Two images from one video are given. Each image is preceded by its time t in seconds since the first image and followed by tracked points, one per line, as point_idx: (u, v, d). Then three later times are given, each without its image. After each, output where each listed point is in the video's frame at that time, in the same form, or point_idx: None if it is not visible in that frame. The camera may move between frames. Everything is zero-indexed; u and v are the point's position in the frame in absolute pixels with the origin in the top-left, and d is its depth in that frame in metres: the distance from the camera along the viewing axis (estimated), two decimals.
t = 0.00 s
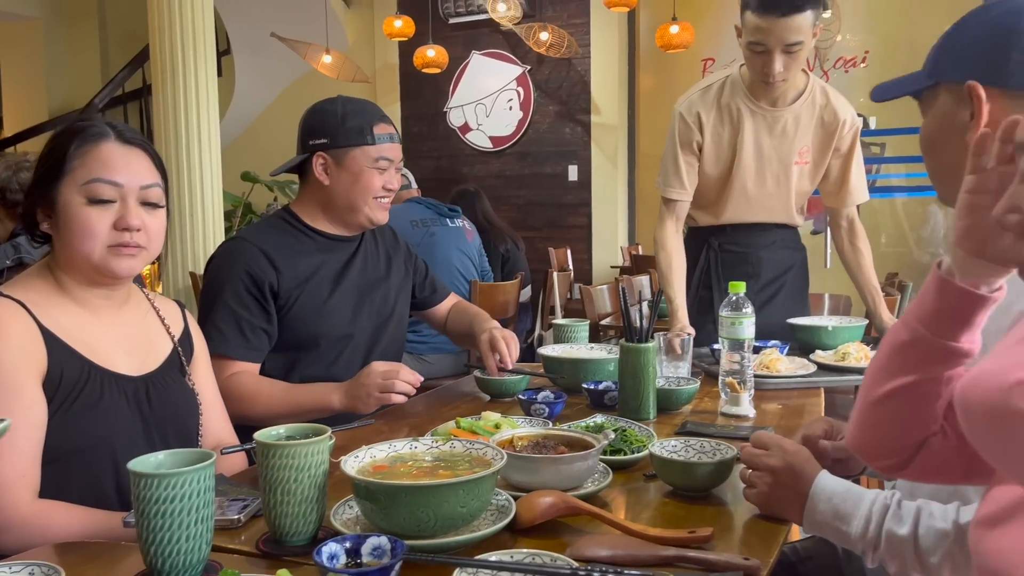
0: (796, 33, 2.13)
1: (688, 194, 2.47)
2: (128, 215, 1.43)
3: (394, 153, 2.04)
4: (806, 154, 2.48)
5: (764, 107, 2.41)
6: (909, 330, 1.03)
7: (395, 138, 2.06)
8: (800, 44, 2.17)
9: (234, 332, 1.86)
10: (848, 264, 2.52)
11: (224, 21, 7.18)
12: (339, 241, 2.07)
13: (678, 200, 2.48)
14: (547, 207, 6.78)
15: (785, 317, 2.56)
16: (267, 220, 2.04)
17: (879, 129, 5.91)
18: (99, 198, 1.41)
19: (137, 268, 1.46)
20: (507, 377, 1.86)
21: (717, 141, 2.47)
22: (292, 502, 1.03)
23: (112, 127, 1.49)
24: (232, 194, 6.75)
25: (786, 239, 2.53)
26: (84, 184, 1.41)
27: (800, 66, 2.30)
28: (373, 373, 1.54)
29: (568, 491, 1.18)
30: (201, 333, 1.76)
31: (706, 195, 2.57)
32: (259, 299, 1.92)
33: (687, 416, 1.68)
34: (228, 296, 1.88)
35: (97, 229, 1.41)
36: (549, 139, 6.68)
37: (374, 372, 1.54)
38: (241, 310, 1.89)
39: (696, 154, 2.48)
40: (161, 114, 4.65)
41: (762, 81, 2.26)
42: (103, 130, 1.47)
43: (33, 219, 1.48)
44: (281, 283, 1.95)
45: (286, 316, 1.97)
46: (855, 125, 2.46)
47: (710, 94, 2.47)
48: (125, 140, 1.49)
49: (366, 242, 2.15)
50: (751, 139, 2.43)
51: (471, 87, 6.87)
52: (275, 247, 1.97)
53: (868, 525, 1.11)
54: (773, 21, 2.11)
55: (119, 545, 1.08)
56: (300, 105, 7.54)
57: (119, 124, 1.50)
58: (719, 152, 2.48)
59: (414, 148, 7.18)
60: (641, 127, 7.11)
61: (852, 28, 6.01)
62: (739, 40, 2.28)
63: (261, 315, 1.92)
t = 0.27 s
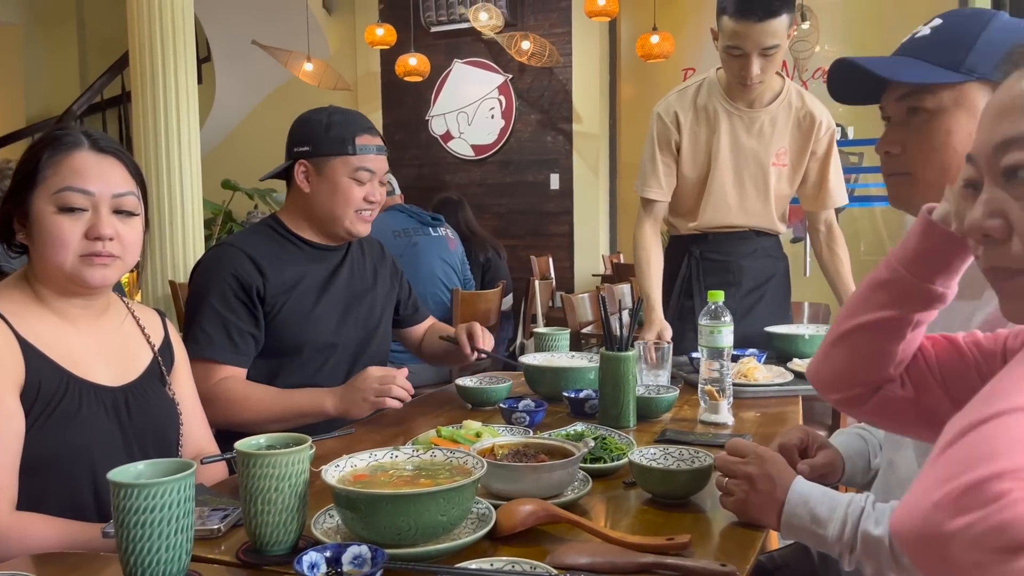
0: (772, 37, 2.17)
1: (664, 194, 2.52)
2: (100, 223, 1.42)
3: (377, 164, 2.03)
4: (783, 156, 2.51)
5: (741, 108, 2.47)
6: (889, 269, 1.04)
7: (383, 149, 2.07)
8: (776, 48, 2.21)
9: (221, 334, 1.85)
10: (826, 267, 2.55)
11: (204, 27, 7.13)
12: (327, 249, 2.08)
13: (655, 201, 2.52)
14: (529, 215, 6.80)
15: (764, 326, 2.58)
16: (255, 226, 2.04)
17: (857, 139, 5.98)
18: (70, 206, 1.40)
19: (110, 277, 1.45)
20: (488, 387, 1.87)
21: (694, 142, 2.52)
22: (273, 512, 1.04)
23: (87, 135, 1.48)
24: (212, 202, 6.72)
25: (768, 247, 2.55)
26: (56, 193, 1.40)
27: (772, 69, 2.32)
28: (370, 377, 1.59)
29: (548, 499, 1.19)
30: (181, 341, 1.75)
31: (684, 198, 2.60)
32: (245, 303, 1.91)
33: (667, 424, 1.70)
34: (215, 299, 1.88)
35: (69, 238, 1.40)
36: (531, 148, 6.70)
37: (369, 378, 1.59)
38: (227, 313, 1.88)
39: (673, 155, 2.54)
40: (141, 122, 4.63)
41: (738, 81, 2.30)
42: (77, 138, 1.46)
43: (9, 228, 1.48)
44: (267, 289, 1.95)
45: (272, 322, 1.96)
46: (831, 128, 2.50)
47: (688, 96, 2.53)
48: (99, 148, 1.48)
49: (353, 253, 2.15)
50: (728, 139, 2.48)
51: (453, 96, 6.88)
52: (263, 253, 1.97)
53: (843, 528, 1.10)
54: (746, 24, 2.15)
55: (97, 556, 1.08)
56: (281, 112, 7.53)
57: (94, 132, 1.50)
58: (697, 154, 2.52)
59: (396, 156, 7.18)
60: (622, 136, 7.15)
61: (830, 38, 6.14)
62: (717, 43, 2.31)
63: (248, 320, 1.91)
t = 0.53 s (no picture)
0: (763, 33, 2.19)
1: (638, 190, 2.60)
2: (78, 231, 1.41)
3: (355, 173, 1.97)
4: (769, 155, 2.54)
5: (728, 105, 2.52)
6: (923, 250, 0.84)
7: (374, 159, 2.02)
8: (766, 44, 2.24)
9: (218, 335, 1.84)
10: (812, 270, 2.63)
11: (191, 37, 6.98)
12: (322, 256, 2.09)
13: (630, 195, 2.61)
14: (515, 222, 6.81)
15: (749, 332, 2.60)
16: (250, 230, 2.04)
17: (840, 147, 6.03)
18: (49, 215, 1.39)
19: (90, 285, 1.44)
20: (474, 393, 1.88)
21: (679, 138, 2.57)
22: (258, 519, 1.04)
23: (70, 143, 1.48)
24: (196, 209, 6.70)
25: (756, 254, 2.56)
26: (35, 202, 1.39)
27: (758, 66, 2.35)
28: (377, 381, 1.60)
29: (532, 505, 1.20)
30: (167, 348, 1.75)
31: (667, 199, 2.65)
32: (242, 305, 1.91)
33: (651, 430, 1.71)
34: (212, 300, 1.87)
35: (48, 246, 1.39)
36: (517, 155, 6.73)
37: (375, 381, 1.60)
38: (224, 314, 1.87)
39: (655, 151, 2.61)
40: (126, 128, 4.61)
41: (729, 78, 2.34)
42: (59, 146, 1.46)
43: None
44: (263, 293, 1.95)
45: (266, 326, 1.96)
46: (816, 129, 2.56)
47: (675, 94, 2.58)
48: (81, 156, 1.48)
49: (347, 260, 2.16)
50: (714, 135, 2.51)
51: (439, 103, 6.90)
52: (258, 257, 1.97)
53: (822, 530, 1.11)
54: (738, 21, 2.17)
55: (81, 565, 1.08)
56: (267, 119, 7.53)
57: (78, 139, 1.50)
58: (682, 154, 2.56)
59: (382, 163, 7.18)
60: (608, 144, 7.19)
61: (813, 46, 6.22)
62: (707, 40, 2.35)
63: (246, 323, 1.90)
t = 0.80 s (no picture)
0: (737, 24, 2.23)
1: (640, 193, 2.56)
2: (55, 238, 1.40)
3: (325, 172, 1.94)
4: (758, 156, 2.55)
5: (716, 107, 2.54)
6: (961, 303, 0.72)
7: (352, 160, 1.98)
8: (740, 37, 2.28)
9: (209, 344, 1.83)
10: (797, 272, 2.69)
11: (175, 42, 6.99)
12: (313, 264, 2.08)
13: (631, 198, 2.57)
14: (501, 227, 6.82)
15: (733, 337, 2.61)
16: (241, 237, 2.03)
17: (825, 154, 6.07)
18: (26, 222, 1.38)
19: (68, 293, 1.44)
20: (458, 399, 1.87)
21: (671, 140, 2.56)
22: (240, 525, 1.04)
23: (48, 149, 1.47)
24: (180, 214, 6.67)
25: (743, 260, 2.58)
26: (12, 209, 1.38)
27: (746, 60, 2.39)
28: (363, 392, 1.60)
29: (515, 510, 1.20)
30: (149, 354, 1.74)
31: (660, 203, 2.63)
32: (232, 314, 1.90)
33: (634, 435, 1.72)
34: (202, 308, 1.86)
35: (24, 254, 1.38)
36: (503, 160, 6.73)
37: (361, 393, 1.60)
38: (214, 322, 1.86)
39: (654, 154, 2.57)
40: (108, 132, 4.58)
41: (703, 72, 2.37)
42: (37, 153, 1.45)
43: None
44: (254, 301, 1.94)
45: (256, 335, 1.96)
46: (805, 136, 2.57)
47: (665, 95, 2.59)
48: (59, 163, 1.47)
49: (338, 268, 2.16)
50: (705, 137, 2.52)
51: (425, 108, 6.90)
52: (249, 265, 1.96)
53: (802, 536, 1.14)
54: (725, 9, 2.22)
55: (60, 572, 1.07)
56: (252, 124, 7.51)
57: (57, 145, 1.49)
58: (673, 155, 2.56)
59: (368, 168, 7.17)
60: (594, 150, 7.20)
61: (797, 53, 6.26)
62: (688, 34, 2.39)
63: (236, 331, 1.89)
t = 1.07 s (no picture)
0: (717, 19, 2.27)
1: (632, 193, 2.56)
2: (25, 243, 1.38)
3: (304, 175, 1.93)
4: (744, 157, 2.56)
5: (702, 109, 2.55)
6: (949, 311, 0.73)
7: (335, 165, 1.97)
8: (722, 33, 2.31)
9: (185, 350, 1.83)
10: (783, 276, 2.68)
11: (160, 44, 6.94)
12: (299, 269, 2.07)
13: (622, 200, 2.56)
14: (487, 232, 6.82)
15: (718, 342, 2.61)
16: (225, 242, 2.02)
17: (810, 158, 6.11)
18: None
19: (40, 297, 1.42)
20: (442, 404, 1.87)
21: (658, 141, 2.56)
22: (219, 531, 1.03)
23: (22, 152, 1.45)
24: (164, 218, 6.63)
25: (728, 264, 2.59)
26: None
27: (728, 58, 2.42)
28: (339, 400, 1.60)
29: (497, 515, 1.20)
30: (130, 359, 1.72)
31: (648, 205, 2.63)
32: (211, 321, 1.89)
33: (618, 440, 1.72)
34: (181, 316, 1.85)
35: None
36: (489, 165, 6.74)
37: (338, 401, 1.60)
38: (192, 329, 1.85)
39: (643, 156, 2.58)
40: (91, 136, 4.55)
41: (686, 68, 2.41)
42: (10, 156, 1.43)
43: None
44: (235, 308, 1.93)
45: (236, 341, 1.94)
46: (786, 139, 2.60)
47: (654, 98, 2.60)
48: (32, 166, 1.45)
49: (324, 274, 2.15)
50: (692, 139, 2.54)
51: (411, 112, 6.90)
52: (231, 270, 1.95)
53: (784, 539, 1.14)
54: (708, 5, 2.27)
55: None
56: (237, 128, 7.48)
57: (31, 148, 1.47)
58: (660, 156, 2.57)
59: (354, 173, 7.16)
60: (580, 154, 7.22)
61: (783, 58, 6.28)
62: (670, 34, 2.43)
63: (214, 338, 1.88)
